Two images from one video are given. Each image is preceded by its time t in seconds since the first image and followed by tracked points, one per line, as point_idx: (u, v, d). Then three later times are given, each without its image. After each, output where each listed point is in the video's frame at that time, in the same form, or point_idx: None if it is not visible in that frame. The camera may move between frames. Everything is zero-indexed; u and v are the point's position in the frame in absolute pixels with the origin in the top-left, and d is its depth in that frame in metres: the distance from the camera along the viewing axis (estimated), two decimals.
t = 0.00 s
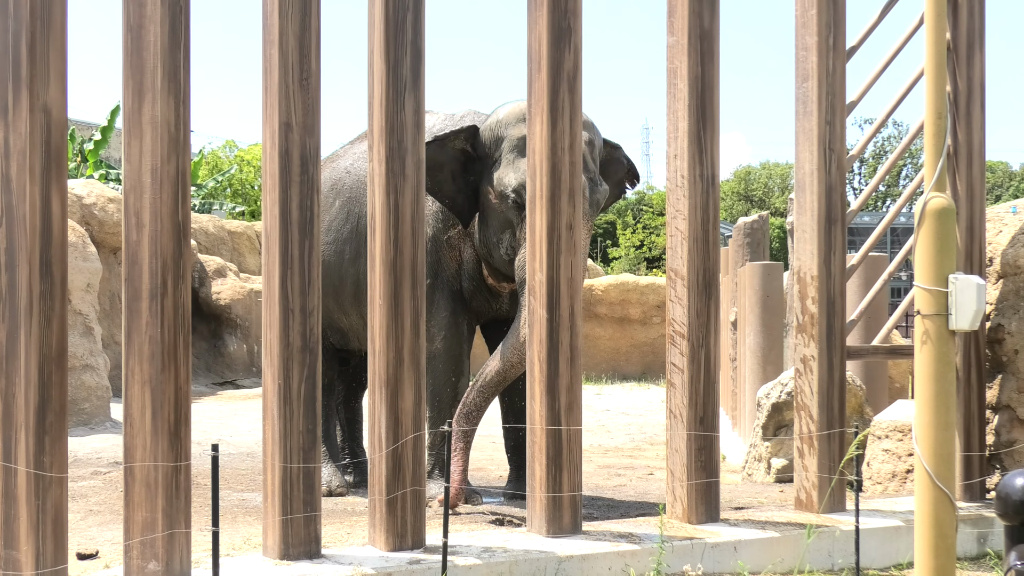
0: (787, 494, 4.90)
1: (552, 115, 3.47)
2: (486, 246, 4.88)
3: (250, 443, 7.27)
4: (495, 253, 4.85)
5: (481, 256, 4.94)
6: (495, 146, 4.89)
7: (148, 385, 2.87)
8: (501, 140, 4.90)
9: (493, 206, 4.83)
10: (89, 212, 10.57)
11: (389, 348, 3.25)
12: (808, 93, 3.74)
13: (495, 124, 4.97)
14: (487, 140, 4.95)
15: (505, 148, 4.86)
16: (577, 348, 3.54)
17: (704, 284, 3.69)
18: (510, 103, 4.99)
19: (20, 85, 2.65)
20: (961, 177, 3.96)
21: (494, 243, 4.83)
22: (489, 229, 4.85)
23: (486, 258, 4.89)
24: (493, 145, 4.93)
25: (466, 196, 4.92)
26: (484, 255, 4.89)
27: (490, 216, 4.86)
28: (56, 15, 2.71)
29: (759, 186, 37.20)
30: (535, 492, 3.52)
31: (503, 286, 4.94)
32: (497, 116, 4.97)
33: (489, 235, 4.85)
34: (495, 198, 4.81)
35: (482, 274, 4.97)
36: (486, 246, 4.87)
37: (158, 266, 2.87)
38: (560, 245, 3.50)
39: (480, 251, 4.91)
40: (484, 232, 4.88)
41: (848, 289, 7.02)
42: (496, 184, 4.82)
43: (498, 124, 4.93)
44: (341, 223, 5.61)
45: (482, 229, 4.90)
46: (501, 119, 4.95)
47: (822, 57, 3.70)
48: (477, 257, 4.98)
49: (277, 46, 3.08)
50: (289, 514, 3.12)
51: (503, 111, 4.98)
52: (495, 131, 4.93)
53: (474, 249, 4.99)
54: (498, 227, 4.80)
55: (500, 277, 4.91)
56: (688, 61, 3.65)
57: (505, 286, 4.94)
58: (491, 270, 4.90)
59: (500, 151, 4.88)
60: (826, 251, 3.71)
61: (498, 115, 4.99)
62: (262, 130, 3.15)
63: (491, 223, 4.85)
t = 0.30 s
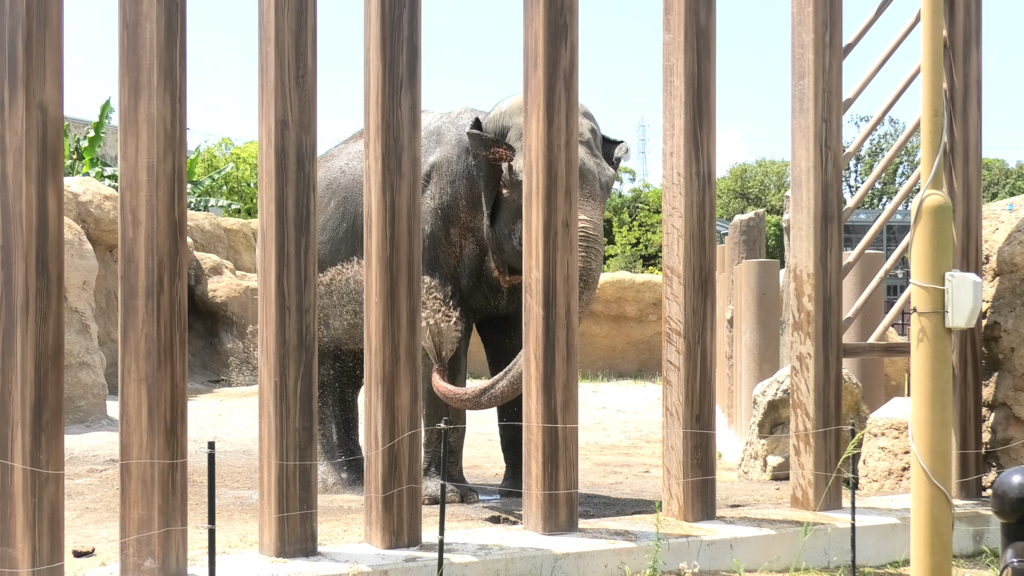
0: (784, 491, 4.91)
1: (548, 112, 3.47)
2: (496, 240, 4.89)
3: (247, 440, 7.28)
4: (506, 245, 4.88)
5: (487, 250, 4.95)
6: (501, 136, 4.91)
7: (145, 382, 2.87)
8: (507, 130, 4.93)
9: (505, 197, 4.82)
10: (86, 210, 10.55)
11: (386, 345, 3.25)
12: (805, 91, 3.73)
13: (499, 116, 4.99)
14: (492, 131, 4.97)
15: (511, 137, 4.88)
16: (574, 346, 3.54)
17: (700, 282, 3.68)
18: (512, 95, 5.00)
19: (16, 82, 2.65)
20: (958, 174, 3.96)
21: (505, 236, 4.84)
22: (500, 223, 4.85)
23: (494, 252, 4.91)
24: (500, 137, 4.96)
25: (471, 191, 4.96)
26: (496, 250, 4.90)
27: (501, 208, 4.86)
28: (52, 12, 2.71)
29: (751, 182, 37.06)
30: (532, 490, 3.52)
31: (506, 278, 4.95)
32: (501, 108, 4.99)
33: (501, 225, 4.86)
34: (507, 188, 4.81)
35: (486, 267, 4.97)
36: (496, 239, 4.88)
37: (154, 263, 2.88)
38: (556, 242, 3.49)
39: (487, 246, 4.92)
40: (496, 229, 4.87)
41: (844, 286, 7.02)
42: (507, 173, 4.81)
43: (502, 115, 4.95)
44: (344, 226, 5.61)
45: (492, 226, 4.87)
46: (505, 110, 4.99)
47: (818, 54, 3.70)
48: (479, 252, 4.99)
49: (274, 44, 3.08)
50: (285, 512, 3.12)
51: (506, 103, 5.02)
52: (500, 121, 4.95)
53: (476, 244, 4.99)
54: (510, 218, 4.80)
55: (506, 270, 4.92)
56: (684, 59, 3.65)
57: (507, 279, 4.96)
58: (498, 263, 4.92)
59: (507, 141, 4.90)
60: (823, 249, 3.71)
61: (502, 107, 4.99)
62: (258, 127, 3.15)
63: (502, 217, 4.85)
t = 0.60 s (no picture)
0: (780, 489, 4.91)
1: (545, 110, 3.47)
2: (507, 238, 4.93)
3: (243, 438, 7.27)
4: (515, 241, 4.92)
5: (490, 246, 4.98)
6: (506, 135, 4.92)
7: (141, 380, 2.86)
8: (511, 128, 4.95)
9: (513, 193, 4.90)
10: (82, 208, 10.54)
11: (383, 343, 3.25)
12: (802, 89, 3.74)
13: (500, 115, 4.99)
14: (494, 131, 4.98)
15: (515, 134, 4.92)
16: (571, 344, 3.54)
17: (697, 280, 3.69)
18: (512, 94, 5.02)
19: (12, 80, 2.65)
20: (954, 172, 3.96)
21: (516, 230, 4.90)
22: (511, 220, 4.93)
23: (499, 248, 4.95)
24: (503, 135, 4.95)
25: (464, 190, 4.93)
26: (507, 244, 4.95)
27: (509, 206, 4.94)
28: (48, 9, 2.70)
29: (751, 181, 37.10)
30: (529, 487, 3.52)
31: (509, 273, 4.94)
32: (501, 107, 4.99)
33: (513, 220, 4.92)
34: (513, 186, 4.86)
35: (479, 265, 4.99)
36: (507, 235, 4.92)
37: (150, 261, 2.87)
38: (553, 240, 3.50)
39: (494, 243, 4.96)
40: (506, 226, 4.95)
41: (841, 284, 7.02)
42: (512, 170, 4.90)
43: (504, 115, 4.97)
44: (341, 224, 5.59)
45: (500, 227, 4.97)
46: (506, 109, 5.00)
47: (814, 52, 3.70)
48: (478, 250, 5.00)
49: (271, 41, 3.07)
50: (282, 510, 3.12)
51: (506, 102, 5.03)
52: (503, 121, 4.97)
53: (472, 244, 5.00)
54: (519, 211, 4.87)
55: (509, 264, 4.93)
56: (681, 57, 3.65)
57: (508, 274, 4.94)
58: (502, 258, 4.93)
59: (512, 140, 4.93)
60: (819, 247, 3.71)
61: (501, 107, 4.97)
62: (255, 125, 3.14)
63: (510, 215, 4.93)
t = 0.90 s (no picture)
0: (776, 488, 4.91)
1: (541, 109, 3.47)
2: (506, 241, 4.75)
3: (239, 437, 7.26)
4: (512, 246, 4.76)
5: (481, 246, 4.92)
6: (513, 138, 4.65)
7: (136, 378, 2.86)
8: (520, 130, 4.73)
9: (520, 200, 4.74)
10: (78, 206, 10.53)
11: (378, 342, 3.25)
12: (797, 87, 3.74)
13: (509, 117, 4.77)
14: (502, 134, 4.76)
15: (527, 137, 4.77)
16: (566, 342, 3.54)
17: (692, 278, 3.69)
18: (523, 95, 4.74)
19: (7, 78, 2.64)
20: (949, 171, 3.97)
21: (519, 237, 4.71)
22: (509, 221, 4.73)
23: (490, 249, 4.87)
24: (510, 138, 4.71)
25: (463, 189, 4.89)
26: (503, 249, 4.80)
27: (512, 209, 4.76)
28: (43, 6, 2.70)
29: (747, 179, 37.11)
30: (524, 486, 3.53)
31: (501, 275, 4.88)
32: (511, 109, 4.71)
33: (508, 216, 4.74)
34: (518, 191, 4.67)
35: (473, 266, 4.96)
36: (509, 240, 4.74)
37: (145, 259, 2.87)
38: (549, 239, 3.49)
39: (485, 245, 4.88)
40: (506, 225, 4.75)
41: (836, 283, 7.02)
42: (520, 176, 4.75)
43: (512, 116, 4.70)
44: (332, 221, 5.55)
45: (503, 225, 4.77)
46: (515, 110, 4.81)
47: (810, 51, 3.71)
48: (471, 249, 4.95)
49: (266, 39, 3.07)
50: (277, 508, 3.12)
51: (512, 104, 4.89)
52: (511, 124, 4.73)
53: (466, 242, 4.95)
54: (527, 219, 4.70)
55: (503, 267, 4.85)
56: (677, 55, 3.65)
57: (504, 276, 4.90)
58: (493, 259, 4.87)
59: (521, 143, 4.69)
60: (814, 246, 3.72)
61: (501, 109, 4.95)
62: (250, 123, 3.14)
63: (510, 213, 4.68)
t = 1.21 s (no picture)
0: (772, 487, 4.91)
1: (537, 108, 3.47)
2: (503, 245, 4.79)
3: (235, 436, 7.26)
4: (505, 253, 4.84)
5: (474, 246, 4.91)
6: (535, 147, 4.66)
7: (132, 377, 2.86)
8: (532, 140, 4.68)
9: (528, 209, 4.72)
10: (74, 204, 10.53)
11: (374, 341, 3.24)
12: (793, 86, 3.74)
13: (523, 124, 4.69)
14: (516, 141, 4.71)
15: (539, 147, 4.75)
16: (562, 341, 3.54)
17: (689, 277, 3.69)
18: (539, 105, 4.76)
19: (2, 76, 2.64)
20: (945, 170, 3.97)
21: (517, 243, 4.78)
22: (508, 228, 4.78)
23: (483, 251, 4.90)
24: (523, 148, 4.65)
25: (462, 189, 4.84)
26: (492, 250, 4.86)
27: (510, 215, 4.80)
28: (39, 5, 2.70)
29: (743, 178, 37.10)
30: (520, 485, 3.53)
31: (495, 278, 4.92)
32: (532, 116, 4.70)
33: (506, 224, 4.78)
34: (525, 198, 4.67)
35: (468, 266, 4.93)
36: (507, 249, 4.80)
37: (141, 258, 2.86)
38: (545, 238, 3.50)
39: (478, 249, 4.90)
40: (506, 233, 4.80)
41: (833, 282, 7.02)
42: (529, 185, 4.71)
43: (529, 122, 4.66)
44: (325, 216, 5.52)
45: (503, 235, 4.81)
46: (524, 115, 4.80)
47: (806, 50, 3.71)
48: (464, 250, 4.91)
49: (262, 38, 3.07)
50: (273, 507, 3.12)
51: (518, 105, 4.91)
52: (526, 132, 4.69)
53: (459, 241, 4.91)
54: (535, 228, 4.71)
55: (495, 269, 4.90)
56: (673, 54, 3.65)
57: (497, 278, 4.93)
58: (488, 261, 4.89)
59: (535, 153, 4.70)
60: (810, 245, 3.72)
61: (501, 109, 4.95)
62: (246, 122, 3.14)
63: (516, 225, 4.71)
